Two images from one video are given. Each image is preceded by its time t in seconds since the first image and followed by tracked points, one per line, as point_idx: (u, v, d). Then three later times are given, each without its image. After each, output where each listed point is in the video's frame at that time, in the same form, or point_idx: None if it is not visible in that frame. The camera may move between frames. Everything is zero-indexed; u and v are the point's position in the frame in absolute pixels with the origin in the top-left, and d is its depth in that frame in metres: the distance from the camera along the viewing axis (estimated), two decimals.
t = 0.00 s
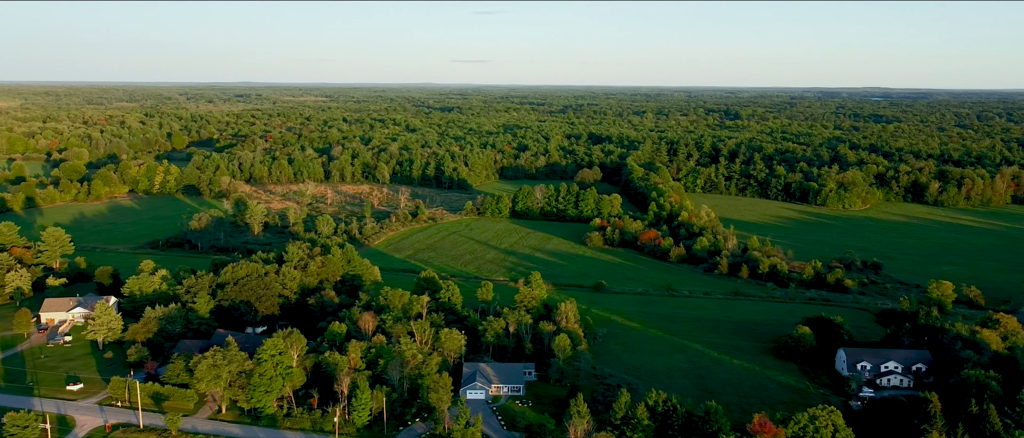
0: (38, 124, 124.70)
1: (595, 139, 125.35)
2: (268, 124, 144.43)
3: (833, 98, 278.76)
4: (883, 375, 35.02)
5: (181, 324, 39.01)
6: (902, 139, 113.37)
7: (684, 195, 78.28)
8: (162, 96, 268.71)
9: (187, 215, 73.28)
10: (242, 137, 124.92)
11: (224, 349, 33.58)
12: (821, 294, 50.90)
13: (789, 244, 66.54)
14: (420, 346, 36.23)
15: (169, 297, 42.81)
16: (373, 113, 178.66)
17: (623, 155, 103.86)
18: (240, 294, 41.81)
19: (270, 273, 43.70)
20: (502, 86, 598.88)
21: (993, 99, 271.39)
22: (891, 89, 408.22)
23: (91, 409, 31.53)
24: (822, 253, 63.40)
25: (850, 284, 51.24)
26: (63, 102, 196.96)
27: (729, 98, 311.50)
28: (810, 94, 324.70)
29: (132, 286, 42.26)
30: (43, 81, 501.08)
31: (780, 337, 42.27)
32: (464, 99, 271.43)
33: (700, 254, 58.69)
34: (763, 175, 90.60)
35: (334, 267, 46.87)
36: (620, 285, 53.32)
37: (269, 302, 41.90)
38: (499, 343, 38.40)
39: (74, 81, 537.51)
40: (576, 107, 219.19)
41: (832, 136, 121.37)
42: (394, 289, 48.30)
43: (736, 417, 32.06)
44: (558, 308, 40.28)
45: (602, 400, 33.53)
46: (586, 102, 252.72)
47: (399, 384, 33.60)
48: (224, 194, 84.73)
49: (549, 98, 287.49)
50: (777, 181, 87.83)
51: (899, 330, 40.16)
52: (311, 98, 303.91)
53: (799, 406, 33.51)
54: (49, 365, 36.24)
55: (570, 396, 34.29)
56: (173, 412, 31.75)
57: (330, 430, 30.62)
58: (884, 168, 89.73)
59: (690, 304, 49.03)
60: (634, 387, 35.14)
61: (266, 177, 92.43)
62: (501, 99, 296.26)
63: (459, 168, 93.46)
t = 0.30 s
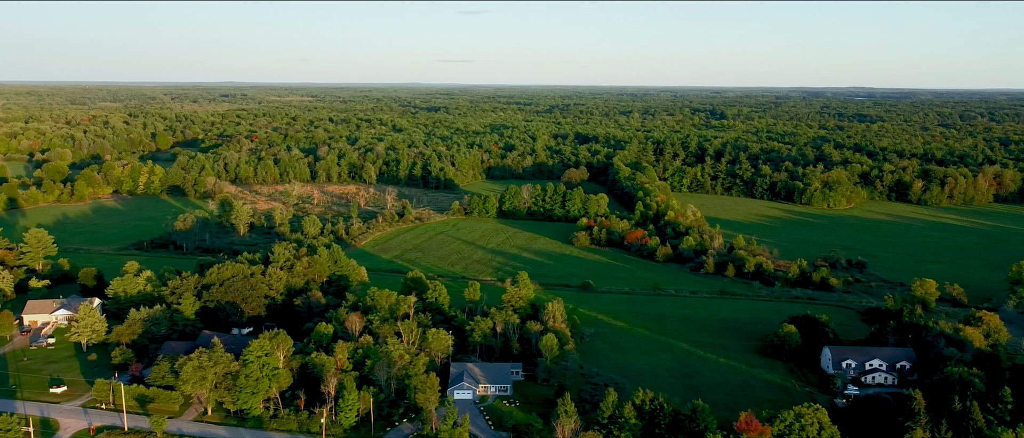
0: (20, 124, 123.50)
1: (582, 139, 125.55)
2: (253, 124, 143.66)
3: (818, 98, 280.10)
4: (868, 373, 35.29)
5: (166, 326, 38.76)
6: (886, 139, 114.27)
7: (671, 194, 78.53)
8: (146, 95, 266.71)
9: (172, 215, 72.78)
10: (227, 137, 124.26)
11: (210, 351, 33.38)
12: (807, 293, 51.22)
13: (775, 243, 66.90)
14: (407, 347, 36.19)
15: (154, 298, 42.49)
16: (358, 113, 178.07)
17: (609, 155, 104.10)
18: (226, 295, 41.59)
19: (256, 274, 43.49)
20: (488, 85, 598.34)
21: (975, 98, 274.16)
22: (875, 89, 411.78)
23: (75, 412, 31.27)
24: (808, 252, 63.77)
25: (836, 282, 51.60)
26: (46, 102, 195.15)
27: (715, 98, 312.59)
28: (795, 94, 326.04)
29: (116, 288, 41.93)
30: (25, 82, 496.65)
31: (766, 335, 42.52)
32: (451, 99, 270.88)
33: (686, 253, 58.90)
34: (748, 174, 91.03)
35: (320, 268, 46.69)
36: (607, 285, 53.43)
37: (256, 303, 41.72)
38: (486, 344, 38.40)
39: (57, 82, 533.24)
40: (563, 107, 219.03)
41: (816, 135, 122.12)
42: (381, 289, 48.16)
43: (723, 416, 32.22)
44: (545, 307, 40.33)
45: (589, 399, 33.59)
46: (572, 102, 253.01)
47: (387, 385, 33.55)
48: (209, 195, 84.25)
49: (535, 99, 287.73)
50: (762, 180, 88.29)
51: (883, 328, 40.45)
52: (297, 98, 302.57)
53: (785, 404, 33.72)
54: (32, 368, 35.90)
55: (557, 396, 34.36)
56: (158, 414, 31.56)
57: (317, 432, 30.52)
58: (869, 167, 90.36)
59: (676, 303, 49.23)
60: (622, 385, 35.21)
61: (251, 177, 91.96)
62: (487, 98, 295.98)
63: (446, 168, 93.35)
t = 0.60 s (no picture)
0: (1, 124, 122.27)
1: (568, 139, 125.73)
2: (238, 124, 142.94)
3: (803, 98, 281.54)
4: (853, 371, 35.56)
5: (151, 328, 38.50)
6: (870, 138, 115.05)
7: (657, 194, 78.80)
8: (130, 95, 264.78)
9: (157, 216, 72.25)
10: (212, 137, 123.56)
11: (195, 352, 33.18)
12: (792, 291, 51.53)
13: (760, 242, 67.25)
14: (394, 347, 36.12)
15: (139, 299, 42.20)
16: (344, 113, 177.49)
17: (596, 154, 104.32)
18: (211, 296, 41.36)
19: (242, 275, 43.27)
20: (475, 85, 597.66)
21: (957, 98, 276.70)
22: (860, 88, 413.72)
23: (59, 415, 31.01)
24: (793, 251, 64.14)
25: (820, 281, 51.93)
26: (28, 101, 193.31)
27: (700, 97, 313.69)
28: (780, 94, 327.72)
29: (100, 289, 41.61)
30: (7, 82, 492.07)
31: (751, 334, 42.72)
32: (437, 98, 270.24)
33: (672, 252, 59.08)
34: (734, 174, 91.43)
35: (306, 268, 46.48)
36: (594, 284, 53.55)
37: (241, 304, 41.52)
38: (474, 344, 38.38)
39: (39, 82, 528.31)
40: (550, 107, 219.05)
41: (801, 135, 122.81)
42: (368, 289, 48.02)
43: (709, 414, 32.37)
44: (532, 307, 40.36)
45: (576, 398, 33.66)
46: (558, 101, 253.33)
47: (374, 385, 33.49)
48: (194, 195, 83.72)
49: (522, 99, 288.09)
50: (748, 180, 88.71)
51: (868, 326, 40.77)
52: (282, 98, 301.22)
53: (771, 402, 33.92)
54: (15, 370, 35.57)
55: (545, 395, 34.42)
56: (143, 416, 31.34)
57: (304, 433, 30.40)
58: (853, 166, 90.96)
59: (663, 302, 49.38)
60: (609, 385, 35.32)
61: (236, 177, 91.45)
62: (473, 99, 295.71)
63: (432, 168, 93.26)
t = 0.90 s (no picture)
0: None
1: (555, 139, 125.93)
2: (224, 124, 142.20)
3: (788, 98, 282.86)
4: (838, 369, 35.83)
5: (135, 329, 38.21)
6: (854, 138, 115.88)
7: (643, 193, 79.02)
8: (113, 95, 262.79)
9: (141, 216, 71.73)
10: (197, 137, 122.90)
11: (181, 354, 32.97)
12: (778, 290, 51.80)
13: (746, 241, 67.61)
14: (381, 348, 36.04)
15: (123, 301, 41.90)
16: (331, 113, 176.86)
17: (583, 154, 104.52)
18: (196, 297, 41.12)
19: (227, 276, 43.04)
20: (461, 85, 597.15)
21: (939, 98, 278.90)
22: (845, 88, 416.54)
23: (42, 418, 30.73)
24: (778, 250, 64.52)
25: (806, 280, 52.23)
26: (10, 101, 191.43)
27: (687, 97, 314.79)
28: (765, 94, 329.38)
29: (84, 291, 41.26)
30: None
31: (738, 333, 42.92)
32: (424, 98, 269.64)
33: (659, 252, 59.25)
34: (720, 173, 91.80)
35: (293, 269, 46.24)
36: (581, 283, 53.65)
37: (227, 305, 41.35)
38: (461, 344, 38.33)
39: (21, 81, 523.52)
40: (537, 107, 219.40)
41: (786, 134, 123.56)
42: (355, 290, 47.86)
43: (696, 413, 32.49)
44: (520, 306, 40.37)
45: (564, 398, 33.71)
46: (545, 101, 253.49)
47: (361, 386, 33.42)
48: (179, 196, 83.15)
49: (508, 99, 288.02)
50: (734, 179, 89.10)
51: (853, 324, 41.05)
52: (268, 97, 299.75)
53: (757, 400, 34.11)
54: None
55: (532, 395, 34.47)
56: (128, 418, 31.12)
57: (290, 435, 30.30)
58: (837, 165, 91.61)
59: (650, 301, 49.52)
60: (596, 384, 35.38)
61: (222, 178, 90.94)
62: (460, 99, 295.31)
63: (419, 168, 93.13)
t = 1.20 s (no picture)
0: None
1: (542, 138, 126.08)
2: (209, 124, 141.38)
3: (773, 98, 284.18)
4: (823, 367, 36.09)
5: (120, 331, 37.93)
6: (838, 137, 116.70)
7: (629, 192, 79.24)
8: (97, 95, 260.74)
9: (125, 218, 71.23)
10: (181, 137, 122.15)
11: (166, 355, 32.74)
12: (764, 289, 52.10)
13: (732, 240, 67.96)
14: (369, 348, 35.96)
15: (107, 302, 41.55)
16: (317, 113, 176.16)
17: (569, 154, 104.70)
18: (182, 298, 40.86)
19: (213, 277, 42.79)
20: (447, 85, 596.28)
21: (922, 99, 281.06)
22: (829, 88, 418.70)
23: (25, 421, 30.44)
24: (764, 248, 64.91)
25: (791, 278, 52.54)
26: None
27: (673, 96, 315.85)
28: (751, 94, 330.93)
29: (67, 292, 40.91)
30: None
31: (724, 332, 43.12)
32: (411, 98, 268.99)
33: (645, 251, 59.44)
34: (706, 172, 92.19)
35: (279, 270, 45.99)
36: (568, 283, 53.74)
37: (213, 306, 41.15)
38: (448, 344, 38.30)
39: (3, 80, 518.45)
40: (524, 107, 219.54)
41: (771, 133, 124.30)
42: (341, 290, 47.70)
43: (683, 412, 32.63)
44: (507, 306, 40.38)
45: (551, 398, 33.75)
46: (531, 101, 253.58)
47: (348, 387, 33.31)
48: (163, 196, 82.57)
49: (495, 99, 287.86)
50: (719, 178, 89.49)
51: (838, 323, 41.33)
52: (253, 97, 298.20)
53: (743, 398, 34.29)
54: None
55: (519, 394, 34.48)
56: (112, 421, 30.89)
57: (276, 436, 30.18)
58: (822, 165, 92.23)
59: (637, 300, 49.68)
60: (583, 384, 35.44)
61: (207, 178, 90.44)
62: (446, 99, 294.77)
63: (406, 168, 93.01)
